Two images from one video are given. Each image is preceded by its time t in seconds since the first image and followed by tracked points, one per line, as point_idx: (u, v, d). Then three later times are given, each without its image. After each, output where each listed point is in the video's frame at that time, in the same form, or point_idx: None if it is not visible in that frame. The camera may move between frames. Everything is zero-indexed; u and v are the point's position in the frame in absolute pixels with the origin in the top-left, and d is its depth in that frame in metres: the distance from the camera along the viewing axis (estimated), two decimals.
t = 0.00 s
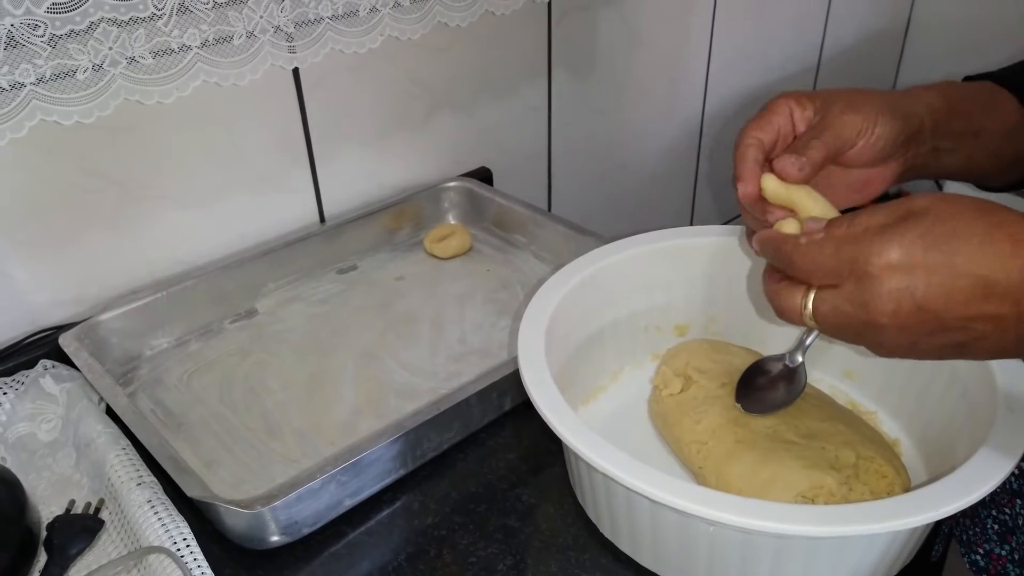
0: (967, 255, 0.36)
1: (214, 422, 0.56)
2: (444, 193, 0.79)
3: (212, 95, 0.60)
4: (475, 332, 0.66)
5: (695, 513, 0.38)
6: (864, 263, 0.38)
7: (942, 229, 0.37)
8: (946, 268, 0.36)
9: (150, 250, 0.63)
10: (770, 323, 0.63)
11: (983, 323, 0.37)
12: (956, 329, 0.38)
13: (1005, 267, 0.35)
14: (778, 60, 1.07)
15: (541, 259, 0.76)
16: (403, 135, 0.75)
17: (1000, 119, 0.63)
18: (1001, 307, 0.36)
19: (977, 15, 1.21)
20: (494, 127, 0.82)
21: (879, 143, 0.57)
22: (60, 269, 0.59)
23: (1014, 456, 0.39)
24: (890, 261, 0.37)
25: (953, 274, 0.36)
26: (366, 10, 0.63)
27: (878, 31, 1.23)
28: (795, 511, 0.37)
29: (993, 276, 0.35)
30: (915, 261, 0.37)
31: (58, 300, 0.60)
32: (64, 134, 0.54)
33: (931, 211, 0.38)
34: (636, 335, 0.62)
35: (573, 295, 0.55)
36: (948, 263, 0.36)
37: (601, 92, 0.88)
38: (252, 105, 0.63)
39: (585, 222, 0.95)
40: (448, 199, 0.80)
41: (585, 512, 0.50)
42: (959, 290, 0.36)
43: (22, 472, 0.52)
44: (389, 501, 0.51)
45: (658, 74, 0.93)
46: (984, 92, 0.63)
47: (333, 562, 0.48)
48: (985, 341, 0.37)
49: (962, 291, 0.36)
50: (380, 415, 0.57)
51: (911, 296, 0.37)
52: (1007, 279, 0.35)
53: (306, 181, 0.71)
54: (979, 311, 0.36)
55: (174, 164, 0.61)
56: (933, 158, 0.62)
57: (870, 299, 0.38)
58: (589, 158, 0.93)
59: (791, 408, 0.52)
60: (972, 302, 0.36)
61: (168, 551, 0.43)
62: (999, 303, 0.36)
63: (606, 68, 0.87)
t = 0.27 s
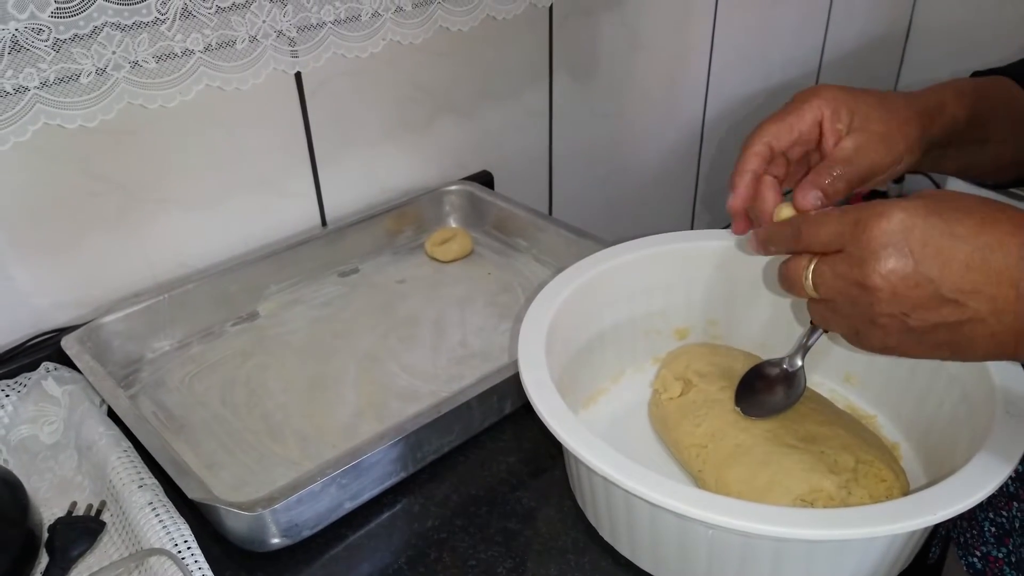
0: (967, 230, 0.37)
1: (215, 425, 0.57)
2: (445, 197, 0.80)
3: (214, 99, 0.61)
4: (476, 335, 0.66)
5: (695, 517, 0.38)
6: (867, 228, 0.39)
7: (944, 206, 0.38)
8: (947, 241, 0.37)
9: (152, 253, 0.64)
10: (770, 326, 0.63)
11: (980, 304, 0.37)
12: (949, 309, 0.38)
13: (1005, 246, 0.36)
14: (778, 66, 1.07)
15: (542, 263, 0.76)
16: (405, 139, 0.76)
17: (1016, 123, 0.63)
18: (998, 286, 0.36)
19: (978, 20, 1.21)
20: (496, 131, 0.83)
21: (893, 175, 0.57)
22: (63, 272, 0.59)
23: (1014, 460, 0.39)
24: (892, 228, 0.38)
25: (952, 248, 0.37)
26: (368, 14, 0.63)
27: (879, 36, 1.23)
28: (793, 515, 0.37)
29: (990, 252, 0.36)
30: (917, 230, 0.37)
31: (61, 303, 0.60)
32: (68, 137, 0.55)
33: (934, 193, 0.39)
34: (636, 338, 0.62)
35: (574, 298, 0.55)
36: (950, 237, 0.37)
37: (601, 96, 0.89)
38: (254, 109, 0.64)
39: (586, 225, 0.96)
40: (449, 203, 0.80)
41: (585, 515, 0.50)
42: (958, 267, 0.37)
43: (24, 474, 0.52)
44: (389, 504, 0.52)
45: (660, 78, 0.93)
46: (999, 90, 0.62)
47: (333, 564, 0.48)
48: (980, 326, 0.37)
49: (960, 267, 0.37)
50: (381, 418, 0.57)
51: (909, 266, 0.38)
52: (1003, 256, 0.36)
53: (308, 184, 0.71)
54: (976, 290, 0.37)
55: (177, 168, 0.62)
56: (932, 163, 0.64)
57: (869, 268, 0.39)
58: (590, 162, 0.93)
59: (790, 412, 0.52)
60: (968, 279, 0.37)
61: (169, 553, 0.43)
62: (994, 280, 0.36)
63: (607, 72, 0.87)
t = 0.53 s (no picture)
0: (955, 225, 0.37)
1: (212, 421, 0.57)
2: (442, 194, 0.80)
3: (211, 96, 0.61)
4: (473, 332, 0.66)
5: (689, 511, 0.38)
6: (854, 221, 0.39)
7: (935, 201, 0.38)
8: (934, 235, 0.37)
9: (149, 249, 0.64)
10: (766, 323, 0.63)
11: (966, 298, 0.37)
12: (935, 302, 0.38)
13: (992, 239, 0.36)
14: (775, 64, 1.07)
15: (539, 260, 0.76)
16: (402, 137, 0.76)
17: (996, 115, 0.65)
18: (983, 282, 0.36)
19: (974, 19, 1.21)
20: (493, 129, 0.83)
21: (885, 176, 0.58)
22: (60, 268, 0.59)
23: (1007, 455, 0.39)
24: (880, 222, 0.38)
25: (939, 242, 0.37)
26: (365, 12, 0.62)
27: (876, 34, 1.23)
28: (787, 509, 0.37)
29: (978, 246, 0.36)
30: (904, 224, 0.37)
31: (58, 299, 0.60)
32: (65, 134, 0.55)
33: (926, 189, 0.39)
34: (632, 334, 0.62)
35: (570, 294, 0.55)
36: (937, 231, 0.37)
37: (599, 94, 0.89)
38: (251, 105, 0.64)
39: (583, 224, 0.96)
40: (446, 200, 0.80)
41: (581, 510, 0.50)
42: (944, 260, 0.37)
43: (21, 469, 0.52)
44: (386, 499, 0.52)
45: (657, 76, 0.93)
46: (990, 81, 0.63)
47: (330, 559, 0.48)
48: (966, 321, 0.37)
49: (945, 261, 0.37)
50: (377, 414, 0.58)
51: (895, 260, 0.38)
52: (990, 251, 0.36)
53: (306, 181, 0.71)
54: (961, 285, 0.37)
55: (174, 165, 0.62)
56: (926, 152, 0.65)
57: (854, 260, 0.39)
58: (587, 160, 0.93)
59: (786, 408, 0.52)
60: (954, 273, 0.37)
61: (166, 547, 0.43)
62: (982, 276, 0.36)
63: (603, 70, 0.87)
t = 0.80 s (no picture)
0: (951, 223, 0.37)
1: (216, 420, 0.57)
2: (445, 194, 0.80)
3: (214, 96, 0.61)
4: (476, 331, 0.66)
5: (692, 510, 0.38)
6: (849, 217, 0.39)
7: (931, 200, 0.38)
8: (930, 231, 0.37)
9: (153, 249, 0.64)
10: (769, 322, 0.63)
11: (960, 295, 0.37)
12: (930, 299, 0.38)
13: (986, 236, 0.36)
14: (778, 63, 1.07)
15: (542, 259, 0.76)
16: (405, 136, 0.76)
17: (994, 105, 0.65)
18: (977, 278, 0.36)
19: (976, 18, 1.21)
20: (496, 128, 0.83)
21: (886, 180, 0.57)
22: (64, 268, 0.59)
23: (1010, 453, 0.39)
24: (877, 218, 0.38)
25: (934, 239, 0.37)
26: (367, 11, 0.63)
27: (879, 32, 1.23)
28: (790, 507, 0.37)
29: (972, 243, 0.36)
30: (897, 220, 0.38)
31: (61, 299, 0.60)
32: (68, 134, 0.55)
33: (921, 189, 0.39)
34: (635, 333, 0.62)
35: (572, 293, 0.55)
36: (931, 227, 0.37)
37: (601, 94, 0.89)
38: (254, 105, 0.64)
39: (586, 223, 0.96)
40: (449, 200, 0.80)
41: (584, 508, 0.50)
42: (941, 257, 0.37)
43: (26, 468, 0.53)
44: (389, 498, 0.52)
45: (659, 75, 0.93)
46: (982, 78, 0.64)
47: (333, 557, 0.48)
48: (960, 317, 0.38)
49: (941, 257, 0.37)
50: (380, 412, 0.58)
51: (891, 256, 0.38)
52: (985, 248, 0.36)
53: (309, 180, 0.71)
54: (956, 281, 0.37)
55: (177, 165, 0.62)
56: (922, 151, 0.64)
57: (850, 256, 0.39)
58: (589, 159, 0.93)
59: (788, 406, 0.52)
60: (948, 269, 0.37)
61: (170, 546, 0.43)
62: (977, 274, 0.36)
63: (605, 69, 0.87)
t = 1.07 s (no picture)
0: (987, 219, 0.35)
1: (219, 408, 0.57)
2: (450, 183, 0.79)
3: (218, 82, 0.61)
4: (480, 321, 0.66)
5: (698, 500, 0.38)
6: (881, 212, 0.36)
7: (959, 189, 0.36)
8: (965, 227, 0.35)
9: (156, 236, 0.64)
10: (775, 313, 0.63)
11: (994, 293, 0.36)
12: (963, 298, 0.37)
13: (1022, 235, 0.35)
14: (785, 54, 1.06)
15: (547, 249, 0.75)
16: (410, 124, 0.75)
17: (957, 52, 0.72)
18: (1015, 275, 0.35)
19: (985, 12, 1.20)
20: (501, 117, 0.82)
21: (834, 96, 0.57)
22: (66, 254, 0.59)
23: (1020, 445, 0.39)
24: (912, 211, 0.36)
25: (969, 236, 0.35)
26: None
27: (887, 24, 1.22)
28: (797, 498, 0.37)
29: (1011, 242, 0.35)
30: (933, 215, 0.35)
31: (65, 286, 0.60)
32: (71, 119, 0.55)
33: (947, 178, 0.37)
34: (640, 323, 0.62)
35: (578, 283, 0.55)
36: (966, 223, 0.35)
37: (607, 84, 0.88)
38: (258, 92, 0.64)
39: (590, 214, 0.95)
40: (454, 189, 0.80)
41: (588, 498, 0.50)
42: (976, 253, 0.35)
43: (28, 454, 0.53)
44: (393, 486, 0.52)
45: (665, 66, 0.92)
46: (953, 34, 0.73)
47: (337, 545, 0.48)
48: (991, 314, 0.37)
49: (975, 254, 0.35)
50: (384, 401, 0.57)
51: (923, 252, 0.36)
52: None
53: (313, 168, 0.71)
54: (990, 278, 0.36)
55: (181, 151, 0.61)
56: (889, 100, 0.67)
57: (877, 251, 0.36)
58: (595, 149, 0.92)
59: (795, 397, 0.52)
60: (983, 267, 0.35)
61: (172, 532, 0.43)
62: (1013, 269, 0.35)
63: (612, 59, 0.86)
